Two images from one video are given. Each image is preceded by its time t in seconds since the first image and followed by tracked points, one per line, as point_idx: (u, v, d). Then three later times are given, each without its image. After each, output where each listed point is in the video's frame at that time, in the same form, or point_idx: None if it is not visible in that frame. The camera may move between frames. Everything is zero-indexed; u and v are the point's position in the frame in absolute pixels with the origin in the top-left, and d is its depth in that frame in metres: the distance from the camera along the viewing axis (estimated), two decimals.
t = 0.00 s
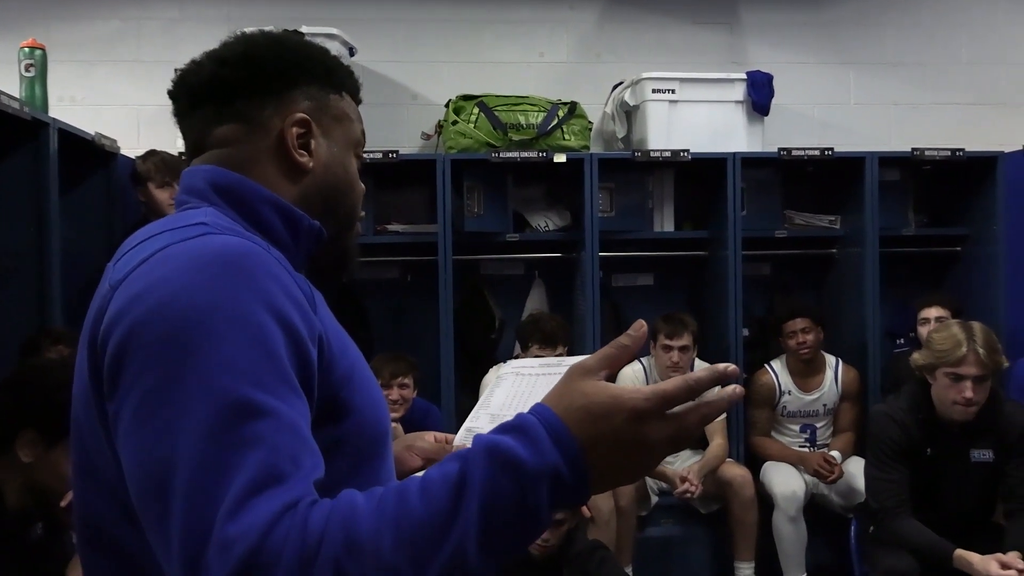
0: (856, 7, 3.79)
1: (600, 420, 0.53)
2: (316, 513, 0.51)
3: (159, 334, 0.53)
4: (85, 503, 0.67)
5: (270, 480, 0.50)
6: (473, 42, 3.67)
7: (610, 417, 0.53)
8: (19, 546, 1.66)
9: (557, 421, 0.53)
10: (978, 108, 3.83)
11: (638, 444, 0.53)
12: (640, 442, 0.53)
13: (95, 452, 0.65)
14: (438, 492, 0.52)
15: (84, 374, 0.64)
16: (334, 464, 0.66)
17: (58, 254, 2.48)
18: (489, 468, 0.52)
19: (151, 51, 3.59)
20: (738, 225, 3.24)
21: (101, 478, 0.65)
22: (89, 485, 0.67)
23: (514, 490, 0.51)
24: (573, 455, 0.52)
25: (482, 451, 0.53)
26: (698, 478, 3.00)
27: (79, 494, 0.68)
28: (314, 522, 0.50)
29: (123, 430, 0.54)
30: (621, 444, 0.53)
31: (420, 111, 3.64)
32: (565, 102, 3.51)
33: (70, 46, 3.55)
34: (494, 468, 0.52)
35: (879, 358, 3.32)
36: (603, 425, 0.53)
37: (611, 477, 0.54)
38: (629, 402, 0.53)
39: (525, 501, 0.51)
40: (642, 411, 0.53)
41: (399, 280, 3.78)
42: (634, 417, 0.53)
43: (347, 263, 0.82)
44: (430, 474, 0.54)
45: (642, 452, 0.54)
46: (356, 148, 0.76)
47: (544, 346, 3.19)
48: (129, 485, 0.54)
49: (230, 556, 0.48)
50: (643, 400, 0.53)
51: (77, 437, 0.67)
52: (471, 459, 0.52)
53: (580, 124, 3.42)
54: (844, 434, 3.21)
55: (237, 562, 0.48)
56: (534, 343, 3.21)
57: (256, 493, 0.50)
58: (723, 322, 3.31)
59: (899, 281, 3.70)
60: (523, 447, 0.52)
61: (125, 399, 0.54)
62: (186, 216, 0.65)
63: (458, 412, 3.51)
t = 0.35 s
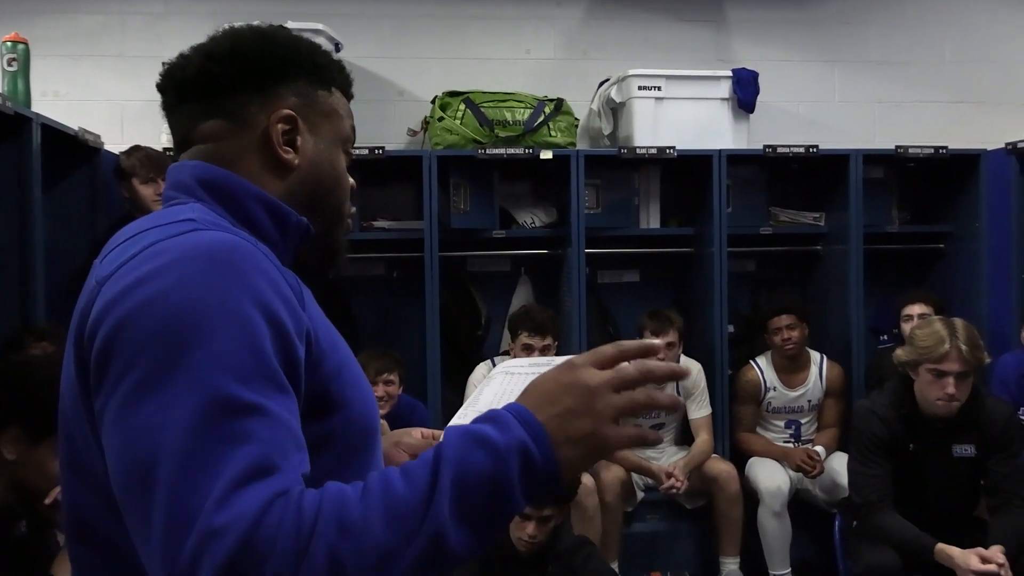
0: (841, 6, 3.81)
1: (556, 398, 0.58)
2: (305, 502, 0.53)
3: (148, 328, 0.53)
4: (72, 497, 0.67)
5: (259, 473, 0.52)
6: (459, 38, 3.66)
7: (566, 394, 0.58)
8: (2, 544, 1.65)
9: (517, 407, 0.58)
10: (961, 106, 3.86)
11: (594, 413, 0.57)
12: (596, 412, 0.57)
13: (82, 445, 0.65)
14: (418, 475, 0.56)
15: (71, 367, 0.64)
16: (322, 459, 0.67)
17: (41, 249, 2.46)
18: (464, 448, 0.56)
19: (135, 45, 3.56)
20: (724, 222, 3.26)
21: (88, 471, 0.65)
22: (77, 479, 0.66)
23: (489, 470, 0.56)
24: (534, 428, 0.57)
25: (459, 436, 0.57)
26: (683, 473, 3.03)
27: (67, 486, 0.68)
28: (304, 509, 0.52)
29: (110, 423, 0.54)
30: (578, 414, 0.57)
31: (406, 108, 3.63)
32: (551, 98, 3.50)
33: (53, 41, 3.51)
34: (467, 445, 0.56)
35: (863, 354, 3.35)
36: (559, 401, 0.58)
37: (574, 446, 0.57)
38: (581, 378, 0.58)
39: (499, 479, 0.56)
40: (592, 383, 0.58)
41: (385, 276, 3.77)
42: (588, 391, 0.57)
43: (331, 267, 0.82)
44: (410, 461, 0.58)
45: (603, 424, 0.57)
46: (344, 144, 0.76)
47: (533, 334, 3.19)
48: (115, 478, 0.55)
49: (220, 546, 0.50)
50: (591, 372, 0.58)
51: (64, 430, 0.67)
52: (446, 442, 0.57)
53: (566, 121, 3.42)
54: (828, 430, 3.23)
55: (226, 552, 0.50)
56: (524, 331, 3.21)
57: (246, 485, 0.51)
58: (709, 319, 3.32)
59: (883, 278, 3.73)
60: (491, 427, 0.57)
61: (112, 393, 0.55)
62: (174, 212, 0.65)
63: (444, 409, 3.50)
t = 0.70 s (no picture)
0: (827, 5, 3.82)
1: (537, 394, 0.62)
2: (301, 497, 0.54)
3: (135, 323, 0.53)
4: (61, 495, 0.66)
5: (252, 469, 0.52)
6: (446, 34, 3.65)
7: (546, 389, 0.62)
8: None
9: (498, 399, 0.62)
10: (945, 105, 3.89)
11: (575, 408, 0.62)
12: (578, 407, 0.62)
13: (71, 443, 0.64)
14: (410, 468, 0.58)
15: (60, 366, 0.63)
16: (314, 455, 0.67)
17: (24, 243, 2.43)
18: (452, 441, 0.59)
19: (119, 38, 3.52)
20: (710, 219, 3.27)
21: (76, 468, 0.64)
22: (65, 478, 0.66)
23: (478, 463, 0.59)
24: (519, 422, 0.60)
25: (445, 428, 0.60)
26: (669, 470, 3.05)
27: (55, 484, 0.67)
28: (300, 503, 0.53)
29: (97, 422, 0.54)
30: (560, 408, 0.61)
31: (393, 103, 3.61)
32: (538, 95, 3.50)
33: (35, 33, 3.47)
34: (456, 439, 0.59)
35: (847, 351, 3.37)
36: (539, 394, 0.62)
37: (557, 439, 0.61)
38: (559, 375, 0.63)
39: (486, 473, 0.59)
40: (570, 379, 0.63)
41: (372, 272, 3.76)
42: (566, 387, 0.62)
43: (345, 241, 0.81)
44: (397, 453, 0.60)
45: (582, 417, 0.62)
46: (327, 128, 0.74)
47: (518, 333, 3.19)
48: (102, 478, 0.54)
49: (218, 541, 0.50)
50: (567, 366, 0.63)
51: (53, 428, 0.66)
52: (434, 435, 0.59)
53: (553, 117, 3.42)
54: (811, 427, 3.25)
55: (225, 546, 0.50)
56: (508, 329, 3.21)
57: (240, 480, 0.51)
58: (694, 316, 3.33)
59: (867, 275, 3.76)
60: (477, 421, 0.60)
61: (100, 389, 0.54)
62: (161, 208, 0.64)
63: (431, 405, 3.49)
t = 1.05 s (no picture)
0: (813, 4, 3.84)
1: (504, 440, 0.72)
2: (302, 508, 0.57)
3: (126, 324, 0.53)
4: (47, 489, 0.66)
5: (253, 474, 0.54)
6: (434, 31, 3.64)
7: (510, 437, 0.73)
8: None
9: (469, 442, 0.71)
10: (930, 105, 3.92)
11: (535, 456, 0.73)
12: (537, 454, 0.73)
13: (58, 440, 0.63)
14: (402, 496, 0.64)
15: (46, 361, 0.63)
16: (303, 455, 0.67)
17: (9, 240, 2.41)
18: (440, 476, 0.66)
19: (105, 34, 3.50)
20: (697, 218, 3.27)
21: (63, 464, 0.64)
22: (52, 473, 0.65)
23: (459, 498, 0.66)
24: (492, 463, 0.70)
25: (430, 463, 0.67)
26: (656, 467, 3.04)
27: (41, 479, 0.66)
28: (303, 514, 0.57)
29: (85, 422, 0.53)
30: (526, 453, 0.72)
31: (380, 101, 3.60)
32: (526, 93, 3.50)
33: (19, 28, 3.44)
34: (444, 474, 0.66)
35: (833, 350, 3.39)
36: (509, 439, 0.72)
37: (523, 479, 0.71)
38: (519, 428, 0.74)
39: (464, 507, 0.66)
40: (528, 431, 0.74)
41: (359, 270, 3.74)
42: (528, 437, 0.73)
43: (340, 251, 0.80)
44: (387, 479, 0.65)
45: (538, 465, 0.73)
46: (330, 133, 0.74)
47: (501, 334, 3.21)
48: (91, 477, 0.54)
49: (229, 547, 0.52)
50: (524, 420, 0.75)
51: (41, 424, 0.66)
52: (424, 469, 0.66)
53: (541, 115, 3.42)
54: (797, 425, 3.27)
55: (236, 551, 0.52)
56: (490, 331, 3.23)
57: (242, 486, 0.53)
58: (681, 314, 3.35)
59: (852, 273, 3.78)
60: (457, 460, 0.68)
61: (89, 388, 0.53)
62: (154, 205, 0.64)
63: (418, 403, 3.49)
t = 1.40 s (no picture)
0: (799, 6, 3.86)
1: (497, 434, 0.73)
2: (306, 506, 0.58)
3: (128, 324, 0.52)
4: (39, 491, 0.66)
5: (259, 473, 0.54)
6: (421, 30, 3.63)
7: (503, 432, 0.74)
8: None
9: (465, 437, 0.72)
10: (913, 106, 3.95)
11: (528, 450, 0.74)
12: (530, 448, 0.75)
13: (54, 441, 0.63)
14: (402, 493, 0.65)
15: (42, 361, 0.62)
16: (298, 454, 0.67)
17: None
18: (439, 471, 0.67)
19: (90, 32, 3.47)
20: (683, 218, 3.28)
21: (59, 463, 0.63)
22: (46, 472, 0.65)
23: (458, 494, 0.67)
24: (488, 458, 0.71)
25: (429, 458, 0.68)
26: (642, 466, 3.05)
27: (35, 477, 0.66)
28: (308, 514, 0.58)
29: (88, 423, 0.53)
30: (520, 447, 0.74)
31: (368, 100, 3.59)
32: (513, 93, 3.50)
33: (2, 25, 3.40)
34: (443, 470, 0.67)
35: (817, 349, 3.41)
36: (503, 434, 0.73)
37: (518, 474, 0.72)
38: (511, 423, 0.75)
39: (462, 502, 0.67)
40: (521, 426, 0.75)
41: (345, 269, 3.73)
42: (520, 432, 0.75)
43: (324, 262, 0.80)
44: (387, 476, 0.66)
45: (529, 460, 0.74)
46: (332, 148, 0.76)
47: (487, 334, 3.20)
48: (94, 479, 0.54)
49: (239, 546, 0.52)
50: (516, 415, 0.76)
51: (35, 424, 0.65)
52: (424, 465, 0.67)
53: (528, 115, 3.43)
54: (783, 424, 3.29)
55: (245, 549, 0.53)
56: (477, 331, 3.23)
57: (249, 485, 0.54)
58: (668, 314, 3.36)
59: (837, 273, 3.80)
60: (456, 455, 0.69)
61: (90, 389, 0.53)
62: (151, 204, 0.63)
63: (406, 403, 3.48)
